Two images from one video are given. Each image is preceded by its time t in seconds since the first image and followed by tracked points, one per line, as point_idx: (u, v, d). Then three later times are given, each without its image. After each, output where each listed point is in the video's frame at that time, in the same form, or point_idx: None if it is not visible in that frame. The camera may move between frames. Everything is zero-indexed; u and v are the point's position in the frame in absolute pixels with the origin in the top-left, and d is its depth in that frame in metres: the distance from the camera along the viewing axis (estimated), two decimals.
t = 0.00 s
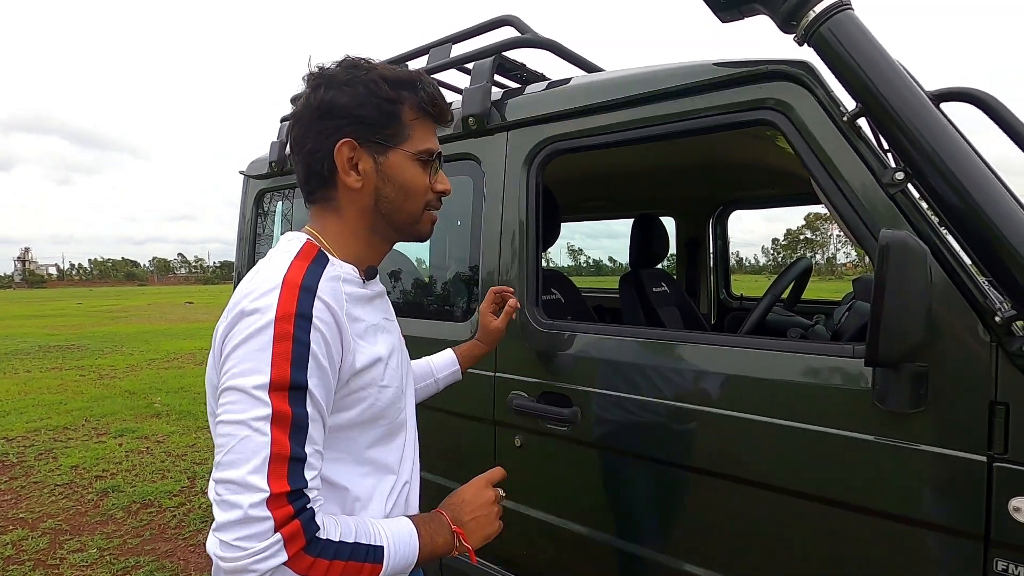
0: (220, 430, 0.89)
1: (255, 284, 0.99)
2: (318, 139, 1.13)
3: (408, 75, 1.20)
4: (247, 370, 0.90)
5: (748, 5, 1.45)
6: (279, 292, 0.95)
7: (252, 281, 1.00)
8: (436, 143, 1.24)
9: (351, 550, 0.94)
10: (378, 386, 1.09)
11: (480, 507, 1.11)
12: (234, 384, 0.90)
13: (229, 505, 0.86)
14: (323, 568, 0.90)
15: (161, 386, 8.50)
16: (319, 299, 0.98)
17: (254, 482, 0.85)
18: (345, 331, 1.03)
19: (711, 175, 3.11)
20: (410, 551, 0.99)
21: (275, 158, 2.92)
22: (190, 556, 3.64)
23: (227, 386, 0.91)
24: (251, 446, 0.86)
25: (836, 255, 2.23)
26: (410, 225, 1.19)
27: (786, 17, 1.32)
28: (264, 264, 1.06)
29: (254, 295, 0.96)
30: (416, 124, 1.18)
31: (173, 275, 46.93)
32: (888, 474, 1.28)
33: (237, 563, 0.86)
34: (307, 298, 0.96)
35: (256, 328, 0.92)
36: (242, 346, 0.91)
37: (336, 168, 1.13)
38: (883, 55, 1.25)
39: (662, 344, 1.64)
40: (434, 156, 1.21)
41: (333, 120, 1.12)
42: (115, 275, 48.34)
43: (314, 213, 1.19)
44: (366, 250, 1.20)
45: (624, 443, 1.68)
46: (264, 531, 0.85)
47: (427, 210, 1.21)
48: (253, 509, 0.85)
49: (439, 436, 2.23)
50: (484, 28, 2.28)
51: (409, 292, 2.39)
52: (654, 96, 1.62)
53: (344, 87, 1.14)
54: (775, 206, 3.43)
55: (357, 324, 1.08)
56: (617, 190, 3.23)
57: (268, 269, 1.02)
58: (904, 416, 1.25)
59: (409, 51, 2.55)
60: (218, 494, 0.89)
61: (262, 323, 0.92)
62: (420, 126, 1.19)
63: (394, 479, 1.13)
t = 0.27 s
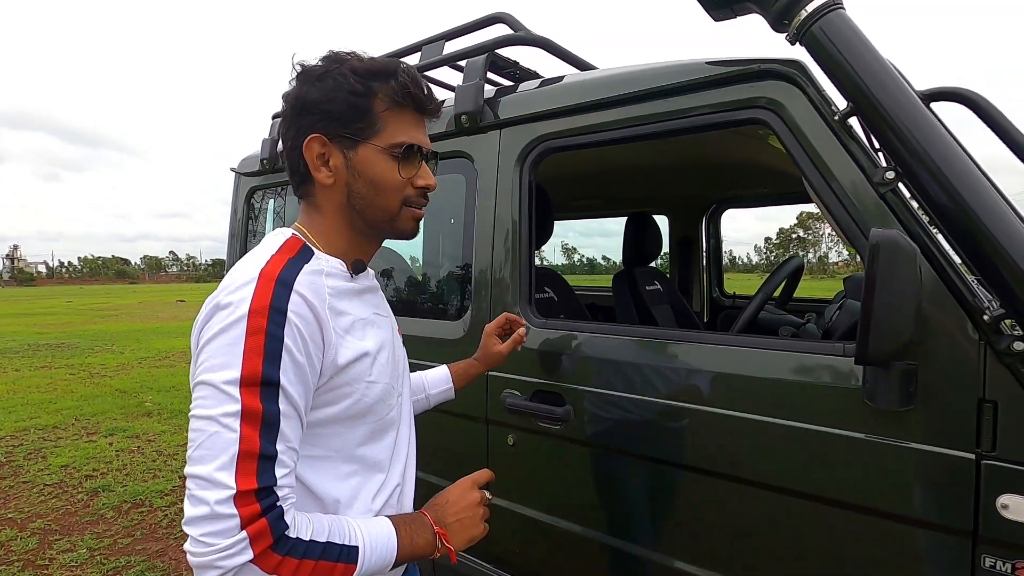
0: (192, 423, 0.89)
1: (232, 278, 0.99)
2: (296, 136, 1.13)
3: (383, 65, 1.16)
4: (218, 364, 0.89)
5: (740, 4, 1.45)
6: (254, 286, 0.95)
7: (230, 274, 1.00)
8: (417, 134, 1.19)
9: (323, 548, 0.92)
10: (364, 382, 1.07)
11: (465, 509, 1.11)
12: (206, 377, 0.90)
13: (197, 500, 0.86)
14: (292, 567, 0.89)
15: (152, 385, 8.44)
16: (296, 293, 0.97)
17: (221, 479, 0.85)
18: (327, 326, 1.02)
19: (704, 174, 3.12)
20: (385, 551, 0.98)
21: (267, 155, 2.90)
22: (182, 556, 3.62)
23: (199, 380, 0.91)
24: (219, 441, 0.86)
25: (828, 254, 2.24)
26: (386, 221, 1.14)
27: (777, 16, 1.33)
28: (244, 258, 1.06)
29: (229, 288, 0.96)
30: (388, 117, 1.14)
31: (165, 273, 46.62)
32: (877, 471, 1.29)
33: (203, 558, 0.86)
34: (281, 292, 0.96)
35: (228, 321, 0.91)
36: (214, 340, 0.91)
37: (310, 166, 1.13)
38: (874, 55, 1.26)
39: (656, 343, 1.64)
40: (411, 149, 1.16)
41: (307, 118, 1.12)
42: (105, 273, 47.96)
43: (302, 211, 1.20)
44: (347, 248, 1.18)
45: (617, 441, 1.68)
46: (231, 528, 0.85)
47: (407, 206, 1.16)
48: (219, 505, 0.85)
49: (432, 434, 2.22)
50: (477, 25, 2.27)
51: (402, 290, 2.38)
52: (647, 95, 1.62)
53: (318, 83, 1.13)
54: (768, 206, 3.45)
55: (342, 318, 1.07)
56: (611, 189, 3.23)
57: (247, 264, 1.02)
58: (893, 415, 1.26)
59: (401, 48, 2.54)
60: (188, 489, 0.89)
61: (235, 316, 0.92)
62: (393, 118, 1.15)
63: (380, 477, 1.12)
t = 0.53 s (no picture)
0: (186, 418, 0.89)
1: (229, 274, 0.99)
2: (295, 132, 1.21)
3: (358, 57, 1.14)
4: (212, 359, 0.89)
5: (741, 4, 1.45)
6: (251, 281, 0.95)
7: (229, 269, 1.00)
8: (385, 126, 1.13)
9: (316, 546, 0.93)
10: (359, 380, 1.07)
11: (464, 511, 1.12)
12: (200, 371, 0.89)
13: (191, 494, 0.86)
14: (285, 563, 0.89)
15: (151, 383, 8.44)
16: (291, 290, 0.98)
17: (215, 473, 0.85)
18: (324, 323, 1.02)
19: (704, 174, 3.13)
20: (381, 550, 0.98)
21: (267, 153, 2.90)
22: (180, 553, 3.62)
23: (194, 375, 0.91)
24: (213, 435, 0.86)
25: (827, 254, 2.24)
26: (345, 216, 1.12)
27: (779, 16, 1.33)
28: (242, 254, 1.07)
29: (225, 284, 0.97)
30: (353, 109, 1.12)
31: (164, 271, 46.58)
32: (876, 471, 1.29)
33: (196, 552, 0.86)
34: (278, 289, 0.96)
35: (223, 317, 0.92)
36: (210, 335, 0.91)
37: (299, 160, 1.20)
38: (874, 56, 1.26)
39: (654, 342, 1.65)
40: (371, 142, 1.11)
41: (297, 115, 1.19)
42: (104, 271, 47.92)
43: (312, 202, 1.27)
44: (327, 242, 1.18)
45: (616, 440, 1.69)
46: (224, 523, 0.85)
47: (364, 201, 1.11)
48: (212, 499, 0.85)
49: (431, 433, 2.23)
50: (478, 24, 2.27)
51: (401, 289, 2.39)
52: (647, 95, 1.63)
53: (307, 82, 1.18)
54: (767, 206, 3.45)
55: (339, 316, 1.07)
56: (611, 188, 3.24)
57: (245, 260, 1.02)
58: (892, 415, 1.27)
59: (402, 47, 2.54)
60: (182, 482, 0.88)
61: (231, 312, 0.92)
62: (358, 110, 1.12)
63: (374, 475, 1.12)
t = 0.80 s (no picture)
0: (180, 418, 0.89)
1: (225, 276, 1.00)
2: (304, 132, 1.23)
3: (365, 61, 1.14)
4: (206, 359, 0.90)
5: (742, 7, 1.46)
6: (246, 282, 0.96)
7: (226, 270, 1.01)
8: (385, 132, 1.13)
9: (307, 546, 0.92)
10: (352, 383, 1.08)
11: (456, 511, 1.13)
12: (194, 371, 0.90)
13: (183, 493, 0.87)
14: (275, 563, 0.90)
15: (151, 382, 8.44)
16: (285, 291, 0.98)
17: (206, 473, 0.85)
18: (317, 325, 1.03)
19: (704, 176, 3.13)
20: (372, 552, 0.98)
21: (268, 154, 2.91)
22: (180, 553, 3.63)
23: (189, 375, 0.91)
24: (204, 435, 0.86)
25: (827, 256, 2.24)
26: (340, 219, 1.12)
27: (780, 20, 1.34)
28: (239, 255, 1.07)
29: (221, 285, 0.97)
30: (354, 113, 1.12)
31: (164, 271, 46.62)
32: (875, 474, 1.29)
33: (186, 551, 0.86)
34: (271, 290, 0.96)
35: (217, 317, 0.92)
36: (204, 336, 0.91)
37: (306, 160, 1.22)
38: (875, 59, 1.26)
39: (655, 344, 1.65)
40: (369, 146, 1.12)
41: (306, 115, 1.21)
42: (105, 270, 47.95)
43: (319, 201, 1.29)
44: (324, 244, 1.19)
45: (616, 442, 1.69)
46: (214, 522, 0.85)
47: (359, 206, 1.12)
48: (203, 499, 0.85)
49: (431, 434, 2.23)
50: (479, 26, 2.28)
51: (401, 289, 2.39)
52: (648, 97, 1.63)
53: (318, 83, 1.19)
54: (768, 208, 3.45)
55: (333, 318, 1.08)
56: (611, 190, 3.24)
57: (242, 261, 1.03)
58: (892, 417, 1.27)
59: (404, 48, 2.55)
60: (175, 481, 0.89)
61: (225, 312, 0.92)
62: (360, 114, 1.12)
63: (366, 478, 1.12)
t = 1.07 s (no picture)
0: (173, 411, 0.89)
1: (223, 271, 1.00)
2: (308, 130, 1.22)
3: (370, 61, 1.14)
4: (202, 354, 0.90)
5: (742, 7, 1.46)
6: (243, 278, 0.96)
7: (224, 265, 1.01)
8: (391, 133, 1.13)
9: (293, 546, 0.93)
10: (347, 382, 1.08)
11: (445, 519, 1.13)
12: (189, 365, 0.90)
13: (171, 486, 0.87)
14: (259, 562, 0.89)
15: (149, 379, 8.44)
16: (282, 289, 0.98)
17: (195, 467, 0.85)
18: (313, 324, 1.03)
19: (704, 175, 3.13)
20: (360, 554, 0.98)
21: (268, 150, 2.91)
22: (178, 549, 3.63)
23: (184, 368, 0.91)
24: (196, 430, 0.86)
25: (826, 256, 2.25)
26: (343, 219, 1.13)
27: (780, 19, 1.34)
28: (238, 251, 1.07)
29: (218, 280, 0.97)
30: (360, 113, 1.12)
31: (163, 267, 46.55)
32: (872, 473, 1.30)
33: (171, 545, 0.86)
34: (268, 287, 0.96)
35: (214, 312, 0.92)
36: (201, 330, 0.92)
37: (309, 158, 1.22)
38: (874, 59, 1.26)
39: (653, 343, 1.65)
40: (375, 147, 1.12)
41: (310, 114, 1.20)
42: (103, 267, 47.87)
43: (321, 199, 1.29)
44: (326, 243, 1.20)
45: (614, 440, 1.70)
46: (201, 517, 0.85)
47: (363, 206, 1.12)
48: (191, 493, 0.85)
49: (429, 431, 2.23)
50: (480, 24, 2.27)
51: (400, 287, 2.39)
52: (648, 96, 1.63)
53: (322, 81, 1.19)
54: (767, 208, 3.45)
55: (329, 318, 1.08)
56: (611, 189, 3.24)
57: (240, 257, 1.03)
58: (889, 417, 1.28)
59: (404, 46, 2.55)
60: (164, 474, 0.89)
61: (222, 307, 0.92)
62: (365, 115, 1.12)
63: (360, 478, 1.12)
